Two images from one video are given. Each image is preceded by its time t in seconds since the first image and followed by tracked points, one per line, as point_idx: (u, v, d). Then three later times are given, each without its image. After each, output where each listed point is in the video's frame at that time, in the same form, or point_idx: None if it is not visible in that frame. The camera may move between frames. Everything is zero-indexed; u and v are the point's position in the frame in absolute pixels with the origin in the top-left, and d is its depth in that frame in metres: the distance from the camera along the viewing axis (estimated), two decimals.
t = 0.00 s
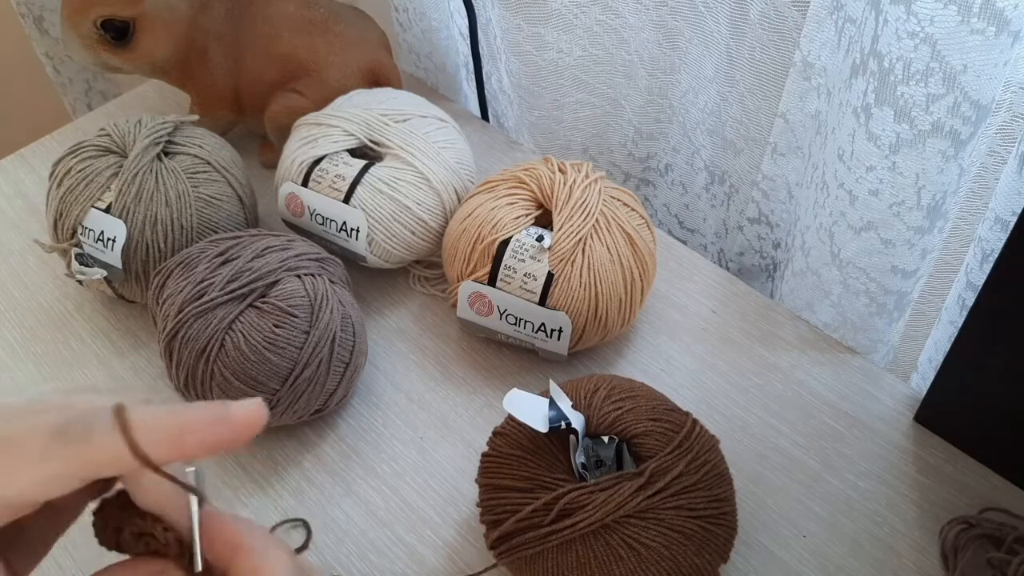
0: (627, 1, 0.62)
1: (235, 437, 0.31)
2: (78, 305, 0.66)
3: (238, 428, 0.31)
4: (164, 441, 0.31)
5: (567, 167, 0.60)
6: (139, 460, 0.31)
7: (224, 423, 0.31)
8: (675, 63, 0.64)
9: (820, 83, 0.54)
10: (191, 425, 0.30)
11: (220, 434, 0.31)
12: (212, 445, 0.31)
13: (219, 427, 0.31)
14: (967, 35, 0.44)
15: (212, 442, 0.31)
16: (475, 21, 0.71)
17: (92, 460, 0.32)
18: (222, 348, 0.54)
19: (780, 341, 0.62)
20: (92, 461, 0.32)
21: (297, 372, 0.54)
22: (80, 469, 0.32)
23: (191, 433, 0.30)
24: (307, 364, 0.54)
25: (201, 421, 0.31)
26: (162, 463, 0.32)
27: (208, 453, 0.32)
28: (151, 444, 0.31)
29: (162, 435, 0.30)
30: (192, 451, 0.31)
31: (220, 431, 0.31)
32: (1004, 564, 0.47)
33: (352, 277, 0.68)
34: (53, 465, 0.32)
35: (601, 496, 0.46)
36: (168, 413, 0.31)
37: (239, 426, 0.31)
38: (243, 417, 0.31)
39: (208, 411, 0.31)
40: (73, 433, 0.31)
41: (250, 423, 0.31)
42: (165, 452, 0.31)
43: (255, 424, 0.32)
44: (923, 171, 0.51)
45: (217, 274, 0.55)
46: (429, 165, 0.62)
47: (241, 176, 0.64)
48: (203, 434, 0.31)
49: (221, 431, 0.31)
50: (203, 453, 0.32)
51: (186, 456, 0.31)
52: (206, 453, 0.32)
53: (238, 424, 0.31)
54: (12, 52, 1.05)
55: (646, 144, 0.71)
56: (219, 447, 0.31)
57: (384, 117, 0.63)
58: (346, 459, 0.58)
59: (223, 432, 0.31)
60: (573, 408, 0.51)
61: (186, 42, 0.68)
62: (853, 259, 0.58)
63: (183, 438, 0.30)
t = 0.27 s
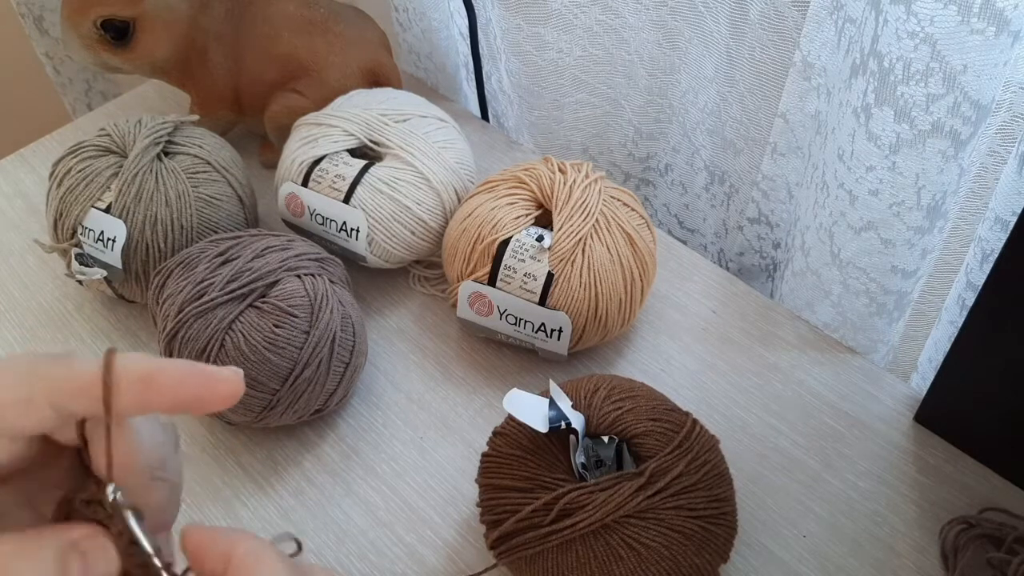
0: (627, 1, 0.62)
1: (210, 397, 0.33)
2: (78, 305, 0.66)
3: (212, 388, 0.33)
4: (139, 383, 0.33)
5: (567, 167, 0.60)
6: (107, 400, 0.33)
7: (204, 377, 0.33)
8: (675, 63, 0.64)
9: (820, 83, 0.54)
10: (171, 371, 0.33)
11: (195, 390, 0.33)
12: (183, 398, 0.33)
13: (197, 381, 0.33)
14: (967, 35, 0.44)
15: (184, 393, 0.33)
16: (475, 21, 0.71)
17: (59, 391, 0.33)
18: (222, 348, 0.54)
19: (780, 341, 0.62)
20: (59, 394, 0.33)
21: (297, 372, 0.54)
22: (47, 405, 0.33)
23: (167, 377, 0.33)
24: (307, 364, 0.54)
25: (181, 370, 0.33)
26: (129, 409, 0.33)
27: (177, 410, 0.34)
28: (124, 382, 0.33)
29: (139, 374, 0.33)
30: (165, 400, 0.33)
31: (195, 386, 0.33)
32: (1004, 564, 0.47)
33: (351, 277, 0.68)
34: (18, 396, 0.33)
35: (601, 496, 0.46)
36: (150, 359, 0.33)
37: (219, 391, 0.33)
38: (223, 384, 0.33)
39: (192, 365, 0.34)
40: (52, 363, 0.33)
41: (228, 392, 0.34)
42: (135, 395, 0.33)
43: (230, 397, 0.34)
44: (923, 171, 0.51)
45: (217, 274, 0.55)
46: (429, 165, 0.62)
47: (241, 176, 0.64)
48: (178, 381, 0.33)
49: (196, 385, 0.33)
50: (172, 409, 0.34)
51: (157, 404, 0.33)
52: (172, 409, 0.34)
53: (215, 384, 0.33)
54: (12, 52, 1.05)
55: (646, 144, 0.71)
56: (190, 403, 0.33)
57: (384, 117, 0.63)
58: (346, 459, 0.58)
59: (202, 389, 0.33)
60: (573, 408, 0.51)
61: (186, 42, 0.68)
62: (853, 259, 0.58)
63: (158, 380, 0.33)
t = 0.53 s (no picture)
0: (627, 1, 0.62)
1: (186, 418, 0.34)
2: (78, 305, 0.66)
3: (190, 412, 0.34)
4: (132, 383, 0.35)
5: (567, 167, 0.60)
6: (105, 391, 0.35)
7: (184, 398, 0.34)
8: (675, 63, 0.64)
9: (820, 82, 0.54)
10: (161, 383, 0.34)
11: (175, 408, 0.34)
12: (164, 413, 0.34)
13: (180, 399, 0.34)
14: (967, 35, 0.44)
15: (162, 407, 0.34)
16: (475, 21, 0.71)
17: (68, 371, 0.36)
18: (222, 348, 0.54)
19: (780, 341, 0.62)
20: (68, 377, 0.36)
21: (297, 373, 0.54)
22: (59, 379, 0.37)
23: (154, 385, 0.34)
24: (307, 364, 0.54)
25: (170, 387, 0.34)
26: (120, 405, 0.36)
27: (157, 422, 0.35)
28: (120, 378, 0.35)
29: (134, 376, 0.35)
30: (149, 408, 0.35)
31: (173, 405, 0.34)
32: (1004, 564, 0.47)
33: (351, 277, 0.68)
34: (38, 367, 0.37)
35: (601, 496, 0.46)
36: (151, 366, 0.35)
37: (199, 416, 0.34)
38: (204, 413, 0.34)
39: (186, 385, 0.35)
40: (69, 345, 0.36)
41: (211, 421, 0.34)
42: (125, 393, 0.35)
43: (211, 427, 0.34)
44: (924, 171, 0.51)
45: (217, 274, 0.55)
46: (429, 165, 0.62)
47: (241, 176, 0.64)
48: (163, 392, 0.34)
49: (177, 403, 0.34)
50: (154, 421, 0.35)
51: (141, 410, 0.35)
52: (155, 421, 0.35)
53: (196, 411, 0.34)
54: (12, 52, 1.05)
55: (646, 144, 0.71)
56: (167, 420, 0.34)
57: (384, 118, 0.63)
58: (346, 459, 0.58)
59: (181, 409, 0.34)
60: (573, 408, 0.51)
61: (186, 42, 0.68)
62: (853, 259, 0.58)
63: (146, 387, 0.34)
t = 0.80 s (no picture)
0: (627, 1, 0.62)
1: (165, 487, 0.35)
2: (78, 305, 0.66)
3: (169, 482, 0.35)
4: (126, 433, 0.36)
5: (567, 167, 0.60)
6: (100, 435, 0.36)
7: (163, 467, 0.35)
8: (675, 63, 0.64)
9: (820, 82, 0.54)
10: (150, 442, 0.35)
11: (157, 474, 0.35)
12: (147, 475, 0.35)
13: (161, 467, 0.35)
14: (967, 35, 0.44)
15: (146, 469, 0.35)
16: (475, 21, 0.71)
17: (71, 405, 0.37)
18: (222, 348, 0.54)
19: (780, 341, 0.62)
20: (71, 410, 0.37)
21: (297, 373, 0.54)
22: (62, 410, 0.37)
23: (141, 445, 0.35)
24: (307, 364, 0.54)
25: (157, 448, 0.35)
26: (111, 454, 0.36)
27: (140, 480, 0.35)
28: (115, 423, 0.36)
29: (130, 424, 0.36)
30: (136, 464, 0.35)
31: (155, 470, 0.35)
32: (1004, 564, 0.47)
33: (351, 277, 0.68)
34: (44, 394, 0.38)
35: (601, 496, 0.46)
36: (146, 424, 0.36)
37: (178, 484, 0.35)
38: (184, 481, 0.35)
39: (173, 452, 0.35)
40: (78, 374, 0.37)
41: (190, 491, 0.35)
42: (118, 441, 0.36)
43: (189, 497, 0.35)
44: (924, 171, 0.51)
45: (217, 274, 0.55)
46: (429, 165, 0.62)
47: (241, 176, 0.64)
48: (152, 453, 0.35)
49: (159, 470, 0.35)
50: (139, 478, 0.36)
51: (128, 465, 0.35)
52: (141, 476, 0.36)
53: (173, 482, 0.35)
54: (12, 52, 1.05)
55: (646, 144, 0.71)
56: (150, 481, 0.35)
57: (384, 118, 0.63)
58: (346, 459, 0.58)
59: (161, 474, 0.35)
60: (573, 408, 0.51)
61: (186, 42, 0.68)
62: (853, 259, 0.58)
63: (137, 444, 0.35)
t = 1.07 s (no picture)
0: (627, 1, 0.62)
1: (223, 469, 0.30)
2: (78, 305, 0.66)
3: (223, 462, 0.30)
4: (146, 470, 0.30)
5: (567, 167, 0.60)
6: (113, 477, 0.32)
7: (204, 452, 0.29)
8: (675, 63, 0.64)
9: (820, 82, 0.54)
10: (168, 456, 0.29)
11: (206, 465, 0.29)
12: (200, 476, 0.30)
13: (198, 458, 0.29)
14: (966, 35, 0.44)
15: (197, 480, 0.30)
16: (475, 21, 0.71)
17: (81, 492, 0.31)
18: (222, 348, 0.54)
19: (781, 341, 0.62)
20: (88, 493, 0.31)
21: (297, 373, 0.54)
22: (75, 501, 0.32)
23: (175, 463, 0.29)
24: (307, 365, 0.54)
25: (178, 454, 0.29)
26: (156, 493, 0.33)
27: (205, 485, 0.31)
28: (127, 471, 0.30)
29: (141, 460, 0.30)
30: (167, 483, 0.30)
31: (202, 466, 0.29)
32: (1004, 564, 0.47)
33: (351, 277, 0.68)
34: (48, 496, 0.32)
35: (601, 496, 0.46)
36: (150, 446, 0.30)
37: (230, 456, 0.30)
38: (227, 447, 0.30)
39: (195, 438, 0.30)
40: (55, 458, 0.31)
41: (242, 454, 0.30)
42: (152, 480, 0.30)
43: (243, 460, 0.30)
44: (923, 171, 0.51)
45: (217, 274, 0.55)
46: (429, 165, 0.62)
47: (241, 176, 0.64)
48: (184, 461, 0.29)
49: (203, 462, 0.29)
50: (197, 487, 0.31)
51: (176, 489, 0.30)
52: (192, 485, 0.31)
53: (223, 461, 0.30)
54: (12, 53, 1.05)
55: (646, 144, 0.71)
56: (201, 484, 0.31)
57: (384, 118, 0.63)
58: (346, 459, 0.58)
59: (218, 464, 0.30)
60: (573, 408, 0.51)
61: (186, 42, 0.68)
62: (853, 259, 0.58)
63: (169, 469, 0.29)
